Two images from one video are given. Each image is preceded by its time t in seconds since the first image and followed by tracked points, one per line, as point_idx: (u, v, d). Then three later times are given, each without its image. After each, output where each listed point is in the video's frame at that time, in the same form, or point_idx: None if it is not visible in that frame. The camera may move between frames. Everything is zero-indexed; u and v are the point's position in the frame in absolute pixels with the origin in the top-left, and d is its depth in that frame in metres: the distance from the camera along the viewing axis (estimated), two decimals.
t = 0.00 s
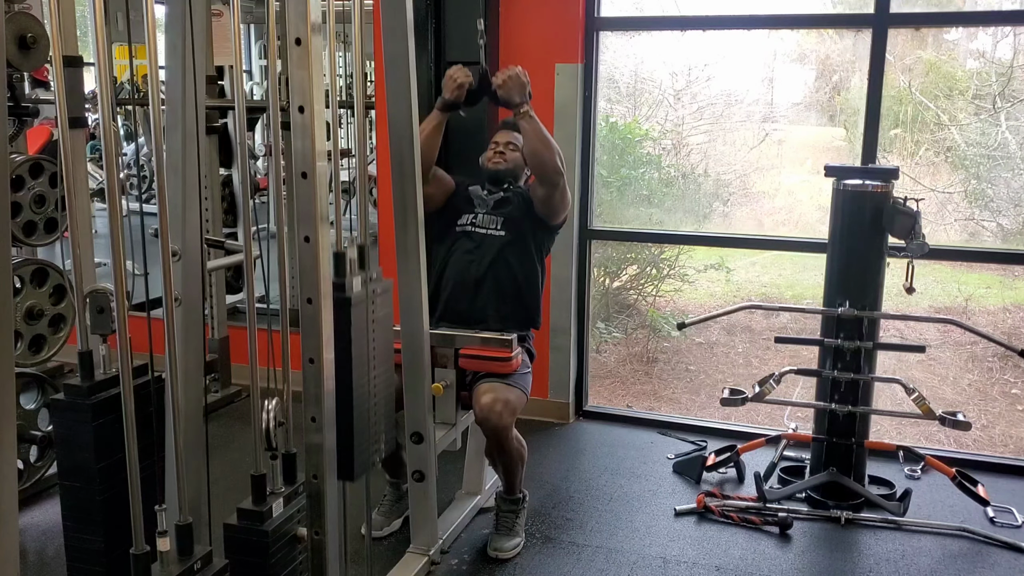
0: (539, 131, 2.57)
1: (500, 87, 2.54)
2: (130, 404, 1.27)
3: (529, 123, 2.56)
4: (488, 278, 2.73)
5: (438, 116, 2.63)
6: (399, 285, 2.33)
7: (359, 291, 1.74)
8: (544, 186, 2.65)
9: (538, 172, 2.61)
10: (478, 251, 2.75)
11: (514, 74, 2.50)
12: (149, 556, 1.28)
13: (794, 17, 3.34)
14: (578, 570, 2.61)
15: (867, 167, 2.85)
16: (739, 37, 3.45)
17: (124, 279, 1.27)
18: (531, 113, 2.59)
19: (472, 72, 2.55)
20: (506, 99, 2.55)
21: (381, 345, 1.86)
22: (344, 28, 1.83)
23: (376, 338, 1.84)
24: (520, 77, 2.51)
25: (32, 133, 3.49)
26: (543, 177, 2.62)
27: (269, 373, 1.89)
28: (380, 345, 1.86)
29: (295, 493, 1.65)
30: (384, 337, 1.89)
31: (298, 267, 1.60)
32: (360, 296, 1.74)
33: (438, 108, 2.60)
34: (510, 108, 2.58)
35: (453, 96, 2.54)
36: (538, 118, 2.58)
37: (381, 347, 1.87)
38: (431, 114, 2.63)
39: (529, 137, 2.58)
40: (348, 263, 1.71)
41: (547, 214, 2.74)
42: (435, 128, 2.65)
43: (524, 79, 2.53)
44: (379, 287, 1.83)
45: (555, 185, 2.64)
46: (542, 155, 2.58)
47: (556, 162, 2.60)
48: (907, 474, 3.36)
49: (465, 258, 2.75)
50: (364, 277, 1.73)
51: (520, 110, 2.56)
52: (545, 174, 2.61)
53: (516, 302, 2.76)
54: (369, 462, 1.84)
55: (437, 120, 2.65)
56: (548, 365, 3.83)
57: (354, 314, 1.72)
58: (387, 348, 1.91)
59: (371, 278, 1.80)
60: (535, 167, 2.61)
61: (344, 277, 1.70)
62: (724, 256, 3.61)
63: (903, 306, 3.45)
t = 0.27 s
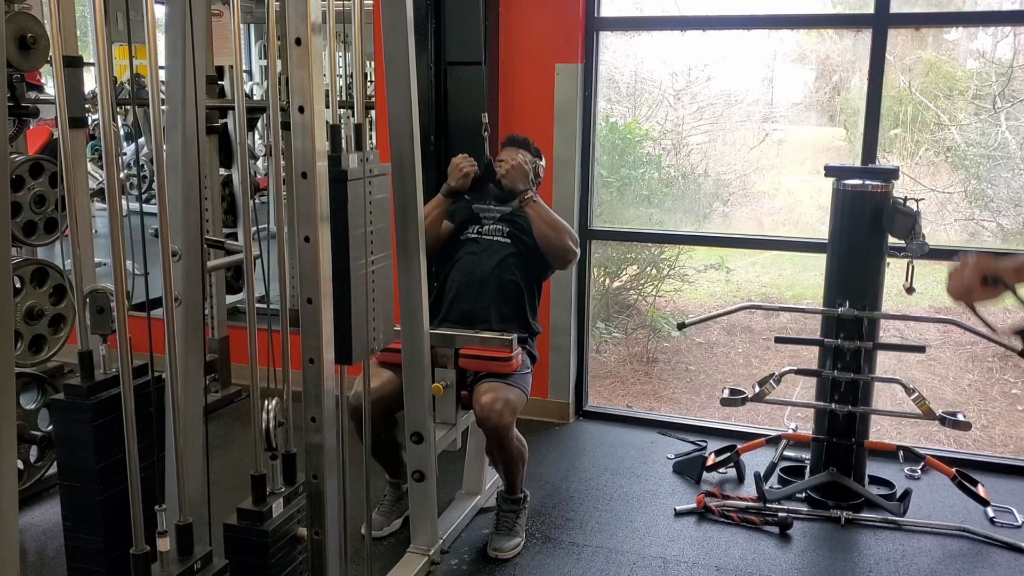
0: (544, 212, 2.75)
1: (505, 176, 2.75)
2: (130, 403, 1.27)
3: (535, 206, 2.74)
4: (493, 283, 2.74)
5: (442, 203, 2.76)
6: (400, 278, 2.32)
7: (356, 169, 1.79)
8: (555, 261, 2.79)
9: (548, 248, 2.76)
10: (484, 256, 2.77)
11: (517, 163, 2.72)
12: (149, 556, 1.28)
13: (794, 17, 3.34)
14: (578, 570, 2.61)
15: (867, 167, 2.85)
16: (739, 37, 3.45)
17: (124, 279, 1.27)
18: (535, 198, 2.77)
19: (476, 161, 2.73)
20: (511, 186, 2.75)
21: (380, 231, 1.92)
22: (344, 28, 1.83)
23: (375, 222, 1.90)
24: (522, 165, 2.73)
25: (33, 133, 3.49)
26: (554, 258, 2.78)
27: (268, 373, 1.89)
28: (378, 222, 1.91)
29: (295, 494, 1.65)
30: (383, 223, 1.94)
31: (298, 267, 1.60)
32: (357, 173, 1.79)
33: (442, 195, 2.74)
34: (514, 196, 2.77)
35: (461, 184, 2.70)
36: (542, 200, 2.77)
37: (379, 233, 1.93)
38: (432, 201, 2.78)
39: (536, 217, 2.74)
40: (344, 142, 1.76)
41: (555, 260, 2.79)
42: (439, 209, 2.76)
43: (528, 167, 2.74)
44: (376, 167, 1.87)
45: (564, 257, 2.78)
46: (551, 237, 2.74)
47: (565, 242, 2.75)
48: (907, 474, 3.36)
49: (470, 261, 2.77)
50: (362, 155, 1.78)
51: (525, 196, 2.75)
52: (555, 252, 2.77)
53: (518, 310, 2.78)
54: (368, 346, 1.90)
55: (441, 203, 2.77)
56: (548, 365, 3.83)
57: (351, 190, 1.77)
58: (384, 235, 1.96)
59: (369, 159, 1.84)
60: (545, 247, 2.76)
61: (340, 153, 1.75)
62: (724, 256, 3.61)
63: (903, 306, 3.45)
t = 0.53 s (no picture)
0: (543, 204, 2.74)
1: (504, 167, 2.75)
2: (130, 403, 1.27)
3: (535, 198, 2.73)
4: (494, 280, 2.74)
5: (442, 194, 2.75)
6: (400, 278, 2.32)
7: (356, 182, 1.80)
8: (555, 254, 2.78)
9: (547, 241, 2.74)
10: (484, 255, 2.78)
11: (517, 154, 2.73)
12: (148, 556, 1.28)
13: (794, 17, 3.34)
14: (577, 570, 2.60)
15: (867, 167, 2.85)
16: (739, 37, 3.45)
17: (124, 279, 1.27)
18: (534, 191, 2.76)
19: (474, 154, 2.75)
20: (510, 178, 2.75)
21: (380, 232, 1.93)
22: (345, 28, 1.83)
23: (375, 234, 1.91)
24: (522, 157, 2.73)
25: (32, 133, 3.50)
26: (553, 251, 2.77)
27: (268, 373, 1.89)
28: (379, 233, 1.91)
29: (295, 494, 1.65)
30: (383, 224, 1.95)
31: (298, 267, 1.60)
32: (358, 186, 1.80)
33: (442, 185, 2.73)
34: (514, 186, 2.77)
35: (459, 175, 2.71)
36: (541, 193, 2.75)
37: (379, 245, 1.93)
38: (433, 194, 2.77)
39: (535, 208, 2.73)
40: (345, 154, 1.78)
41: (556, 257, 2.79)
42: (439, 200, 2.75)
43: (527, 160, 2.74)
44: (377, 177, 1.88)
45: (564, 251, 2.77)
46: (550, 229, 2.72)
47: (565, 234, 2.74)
48: (907, 474, 3.36)
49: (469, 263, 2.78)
50: (361, 169, 1.80)
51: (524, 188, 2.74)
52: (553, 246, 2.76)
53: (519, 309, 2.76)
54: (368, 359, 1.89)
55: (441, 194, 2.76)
56: (548, 365, 3.83)
57: (351, 204, 1.78)
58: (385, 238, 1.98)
59: (369, 172, 1.86)
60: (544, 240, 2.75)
61: (340, 167, 1.77)
62: (724, 256, 3.61)
63: (903, 306, 3.45)
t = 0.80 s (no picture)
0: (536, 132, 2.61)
1: (497, 92, 2.61)
2: (130, 403, 1.27)
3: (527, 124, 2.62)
4: (492, 281, 2.74)
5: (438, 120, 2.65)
6: (400, 280, 2.33)
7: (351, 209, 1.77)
8: (543, 189, 2.67)
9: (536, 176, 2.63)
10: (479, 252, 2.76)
11: (513, 79, 2.58)
12: (149, 556, 1.28)
13: (794, 17, 3.34)
14: (577, 570, 2.60)
15: (867, 167, 2.85)
16: (739, 37, 3.45)
17: (124, 279, 1.27)
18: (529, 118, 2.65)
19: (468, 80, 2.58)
20: (505, 103, 2.61)
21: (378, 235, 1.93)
22: (345, 28, 1.83)
23: (376, 333, 1.83)
24: (517, 81, 2.59)
25: (32, 133, 3.50)
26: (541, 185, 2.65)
27: (268, 372, 1.89)
28: (379, 337, 1.85)
29: (295, 494, 1.65)
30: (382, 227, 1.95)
31: (298, 267, 1.60)
32: (360, 295, 1.72)
33: (436, 112, 2.61)
34: (509, 114, 2.64)
35: (452, 101, 2.56)
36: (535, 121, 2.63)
37: (379, 343, 1.86)
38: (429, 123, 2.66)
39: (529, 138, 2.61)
40: (348, 258, 1.69)
41: (547, 212, 2.73)
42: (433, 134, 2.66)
43: (522, 85, 2.60)
44: (378, 282, 1.82)
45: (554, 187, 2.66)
46: (542, 159, 2.60)
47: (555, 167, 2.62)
48: (907, 474, 3.36)
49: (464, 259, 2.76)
50: (365, 274, 1.71)
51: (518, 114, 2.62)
52: (543, 178, 2.64)
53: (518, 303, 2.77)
54: (369, 457, 1.83)
55: (437, 122, 2.66)
56: (548, 365, 3.83)
57: (354, 311, 1.70)
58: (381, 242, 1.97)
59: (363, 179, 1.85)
60: (533, 171, 2.63)
61: (344, 274, 1.68)
62: (724, 256, 3.61)
63: (903, 306, 3.45)
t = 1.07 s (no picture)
0: (530, 49, 2.39)
1: (491, 3, 2.36)
2: (130, 404, 1.27)
3: (518, 39, 2.37)
4: (485, 275, 2.71)
5: (429, 42, 2.53)
6: (400, 280, 2.33)
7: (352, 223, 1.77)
8: (529, 108, 2.52)
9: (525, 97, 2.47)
10: (470, 245, 2.73)
11: None
12: (149, 556, 1.28)
13: (794, 17, 3.34)
14: (577, 570, 2.60)
15: (867, 167, 2.85)
16: (739, 37, 3.45)
17: (124, 279, 1.27)
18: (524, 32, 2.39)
19: None
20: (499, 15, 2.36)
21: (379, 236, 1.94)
22: (344, 28, 1.83)
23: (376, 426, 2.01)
24: None
25: (32, 133, 3.50)
26: (528, 100, 2.49)
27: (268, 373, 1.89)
28: (380, 441, 2.04)
29: (295, 493, 1.66)
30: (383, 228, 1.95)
31: (298, 268, 1.60)
32: (362, 403, 1.92)
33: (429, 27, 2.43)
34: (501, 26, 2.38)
35: (442, 13, 2.36)
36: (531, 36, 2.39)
37: (379, 446, 2.04)
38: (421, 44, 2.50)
39: (521, 55, 2.40)
40: (351, 369, 1.91)
41: (536, 155, 2.62)
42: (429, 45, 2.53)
43: None
44: (379, 387, 2.01)
45: (541, 110, 2.52)
46: (530, 75, 2.42)
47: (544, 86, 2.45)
48: (907, 474, 3.36)
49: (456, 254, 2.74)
50: (366, 384, 1.92)
51: (510, 28, 2.37)
52: (531, 99, 2.48)
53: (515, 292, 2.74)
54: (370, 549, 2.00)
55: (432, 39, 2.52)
56: (548, 365, 3.83)
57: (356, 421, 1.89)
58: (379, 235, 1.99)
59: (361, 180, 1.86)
60: (522, 89, 2.45)
61: (347, 386, 1.88)
62: (724, 256, 3.61)
63: (903, 306, 3.45)
